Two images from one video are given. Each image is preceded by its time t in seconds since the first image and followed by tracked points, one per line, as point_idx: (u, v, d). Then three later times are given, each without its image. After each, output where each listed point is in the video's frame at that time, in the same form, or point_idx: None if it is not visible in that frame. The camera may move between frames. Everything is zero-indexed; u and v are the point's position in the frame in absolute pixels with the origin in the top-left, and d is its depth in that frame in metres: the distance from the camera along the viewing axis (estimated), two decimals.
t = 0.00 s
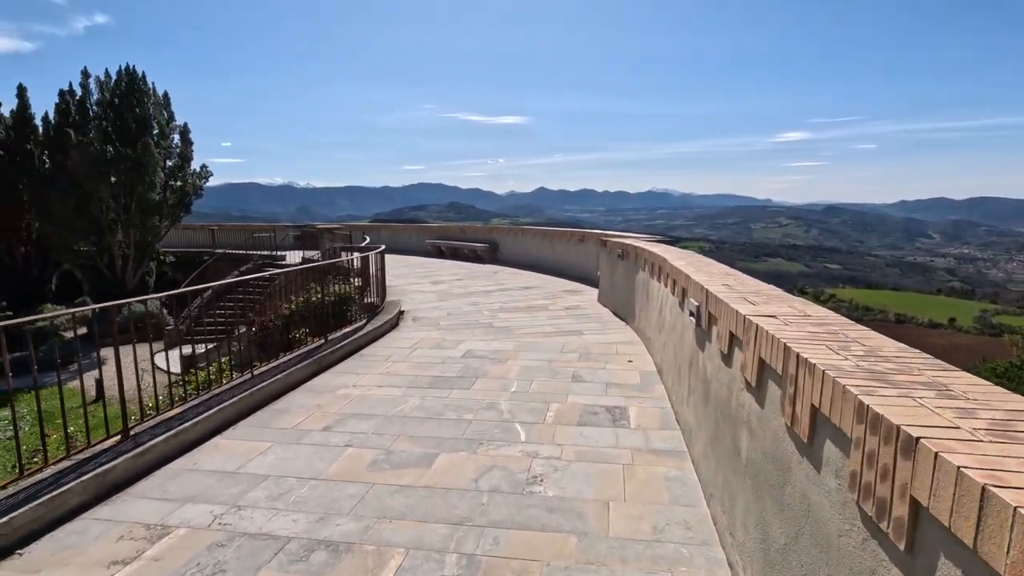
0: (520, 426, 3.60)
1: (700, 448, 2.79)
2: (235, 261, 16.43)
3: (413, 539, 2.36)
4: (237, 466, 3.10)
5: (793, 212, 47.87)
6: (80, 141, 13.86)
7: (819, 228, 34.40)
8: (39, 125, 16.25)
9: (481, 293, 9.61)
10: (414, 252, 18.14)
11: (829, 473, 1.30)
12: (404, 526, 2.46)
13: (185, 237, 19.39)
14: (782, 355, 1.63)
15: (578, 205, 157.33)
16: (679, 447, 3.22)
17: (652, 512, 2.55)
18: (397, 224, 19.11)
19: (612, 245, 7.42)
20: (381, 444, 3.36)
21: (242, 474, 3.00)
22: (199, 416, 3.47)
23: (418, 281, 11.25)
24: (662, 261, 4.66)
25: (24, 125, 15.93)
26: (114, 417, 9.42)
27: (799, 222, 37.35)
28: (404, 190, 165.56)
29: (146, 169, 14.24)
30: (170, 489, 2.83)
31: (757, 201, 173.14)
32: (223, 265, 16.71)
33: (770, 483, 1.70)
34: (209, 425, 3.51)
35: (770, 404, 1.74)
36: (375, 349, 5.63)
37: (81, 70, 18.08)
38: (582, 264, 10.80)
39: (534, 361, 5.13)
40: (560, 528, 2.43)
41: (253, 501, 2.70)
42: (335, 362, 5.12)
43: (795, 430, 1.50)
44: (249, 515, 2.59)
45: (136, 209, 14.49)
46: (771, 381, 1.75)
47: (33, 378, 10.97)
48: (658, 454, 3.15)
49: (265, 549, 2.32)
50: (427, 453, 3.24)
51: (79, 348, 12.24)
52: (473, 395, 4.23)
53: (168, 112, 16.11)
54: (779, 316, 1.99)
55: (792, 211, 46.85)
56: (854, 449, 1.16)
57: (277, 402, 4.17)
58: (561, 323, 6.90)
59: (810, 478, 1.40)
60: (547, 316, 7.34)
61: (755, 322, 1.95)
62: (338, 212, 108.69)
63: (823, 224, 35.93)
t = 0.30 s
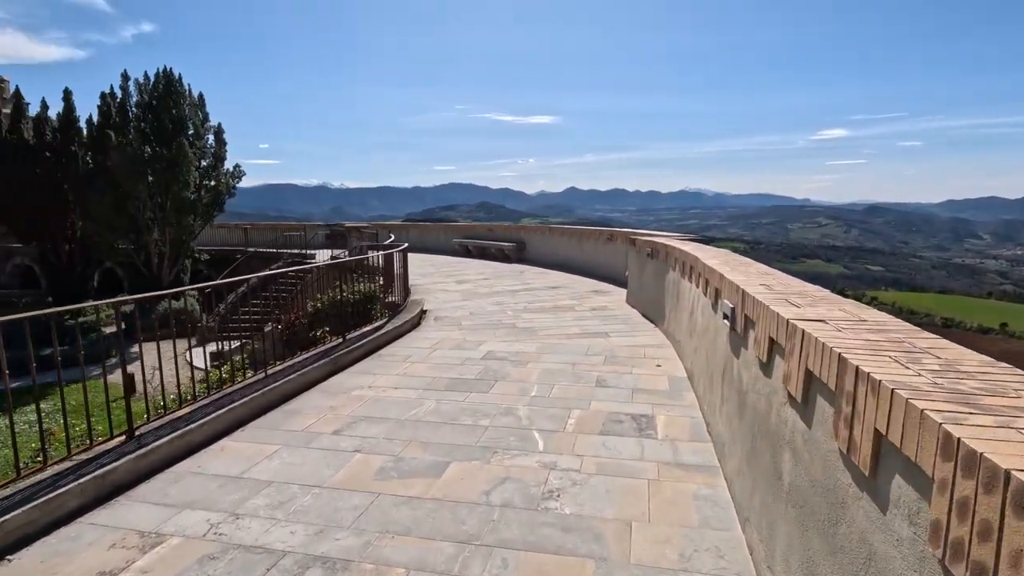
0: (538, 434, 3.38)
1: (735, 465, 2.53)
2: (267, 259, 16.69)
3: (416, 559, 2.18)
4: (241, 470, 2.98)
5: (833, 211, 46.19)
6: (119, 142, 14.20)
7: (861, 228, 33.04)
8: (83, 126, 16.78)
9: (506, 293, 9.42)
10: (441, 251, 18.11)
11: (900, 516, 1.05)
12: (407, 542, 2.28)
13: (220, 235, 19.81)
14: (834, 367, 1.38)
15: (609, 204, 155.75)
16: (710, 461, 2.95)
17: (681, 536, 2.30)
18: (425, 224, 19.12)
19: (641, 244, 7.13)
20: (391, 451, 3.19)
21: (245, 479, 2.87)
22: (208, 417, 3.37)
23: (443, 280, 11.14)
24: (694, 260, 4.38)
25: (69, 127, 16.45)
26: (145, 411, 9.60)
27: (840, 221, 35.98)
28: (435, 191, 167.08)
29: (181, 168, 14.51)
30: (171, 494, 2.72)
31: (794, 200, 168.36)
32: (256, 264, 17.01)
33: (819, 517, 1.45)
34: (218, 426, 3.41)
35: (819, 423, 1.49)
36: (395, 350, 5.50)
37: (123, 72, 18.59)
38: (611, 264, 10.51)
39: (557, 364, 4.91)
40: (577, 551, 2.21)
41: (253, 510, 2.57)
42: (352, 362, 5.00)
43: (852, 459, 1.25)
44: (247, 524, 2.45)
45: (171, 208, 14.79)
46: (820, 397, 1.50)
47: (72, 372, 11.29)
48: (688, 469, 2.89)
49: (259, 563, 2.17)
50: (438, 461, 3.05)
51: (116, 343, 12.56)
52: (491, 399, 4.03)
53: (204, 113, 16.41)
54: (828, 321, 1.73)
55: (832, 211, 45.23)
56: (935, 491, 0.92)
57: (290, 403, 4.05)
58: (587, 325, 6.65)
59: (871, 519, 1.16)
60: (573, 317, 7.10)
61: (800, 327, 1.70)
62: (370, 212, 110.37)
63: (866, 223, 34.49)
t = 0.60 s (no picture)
0: (549, 450, 3.17)
1: (763, 495, 2.28)
2: (292, 260, 16.87)
3: None
4: (235, 484, 2.85)
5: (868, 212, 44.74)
6: (149, 145, 14.49)
7: (898, 230, 31.82)
8: (116, 130, 17.22)
9: (526, 296, 9.23)
10: (464, 252, 18.04)
11: None
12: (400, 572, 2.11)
13: (247, 237, 20.13)
14: (881, 399, 1.15)
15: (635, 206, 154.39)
16: (735, 487, 2.69)
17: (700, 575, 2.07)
18: (448, 225, 19.09)
19: (665, 247, 6.86)
20: (393, 465, 3.03)
21: (238, 494, 2.74)
22: (206, 425, 3.26)
23: (464, 283, 11.02)
24: (720, 264, 4.11)
25: (103, 130, 16.90)
26: (168, 411, 9.69)
27: (876, 223, 34.73)
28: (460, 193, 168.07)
29: (208, 170, 14.73)
30: (159, 508, 2.60)
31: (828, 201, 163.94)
32: (281, 265, 17.22)
33: None
34: (217, 435, 3.29)
35: (862, 465, 1.26)
36: (407, 355, 5.36)
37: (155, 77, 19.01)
38: (634, 267, 10.23)
39: (573, 372, 4.69)
40: None
41: (241, 529, 2.43)
42: (362, 368, 4.87)
43: (907, 519, 1.02)
44: (234, 545, 2.31)
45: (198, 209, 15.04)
46: (863, 433, 1.27)
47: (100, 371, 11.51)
48: (710, 494, 2.64)
49: None
50: (441, 478, 2.87)
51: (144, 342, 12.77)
52: (501, 410, 3.84)
53: (231, 116, 16.64)
54: (874, 340, 1.48)
55: (868, 212, 43.75)
56: None
57: (294, 411, 3.92)
58: (607, 330, 6.41)
59: None
60: (593, 323, 6.87)
61: (838, 347, 1.47)
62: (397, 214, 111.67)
63: (903, 225, 33.23)
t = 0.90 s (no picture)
0: (563, 464, 2.98)
1: (797, 523, 2.06)
2: (313, 260, 16.97)
3: None
4: (233, 495, 2.73)
5: (900, 211, 43.34)
6: (174, 146, 14.71)
7: (932, 230, 30.73)
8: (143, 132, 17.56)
9: (544, 297, 9.05)
10: (483, 252, 17.94)
11: None
12: None
13: (270, 236, 20.34)
14: (953, 436, 0.94)
15: (658, 205, 152.78)
16: (764, 511, 2.47)
17: None
18: (468, 225, 19.00)
19: (689, 248, 6.60)
20: (398, 477, 2.87)
21: (234, 506, 2.61)
22: (207, 431, 3.15)
23: (482, 283, 10.89)
24: (748, 266, 3.86)
25: (131, 132, 17.23)
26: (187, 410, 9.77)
27: (909, 223, 33.59)
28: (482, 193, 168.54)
29: (230, 171, 14.88)
30: (152, 520, 2.49)
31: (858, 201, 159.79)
32: (302, 264, 17.34)
33: None
34: (218, 441, 3.18)
35: (927, 511, 1.04)
36: (420, 358, 5.22)
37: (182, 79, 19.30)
38: (656, 267, 9.97)
39: (590, 378, 4.49)
40: None
41: (233, 546, 2.30)
42: (373, 371, 4.74)
43: None
44: (223, 564, 2.17)
45: (221, 209, 15.21)
46: (928, 472, 1.06)
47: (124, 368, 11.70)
48: (737, 518, 2.42)
49: None
50: (447, 493, 2.71)
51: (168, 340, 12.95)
52: (514, 418, 3.66)
53: (254, 116, 16.81)
54: (936, 358, 1.26)
55: (900, 211, 42.41)
56: None
57: (301, 416, 3.80)
58: (628, 333, 6.19)
59: None
60: (613, 325, 6.65)
61: (892, 365, 1.25)
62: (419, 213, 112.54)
63: (938, 224, 32.08)
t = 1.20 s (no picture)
0: (580, 481, 2.74)
1: (849, 562, 1.79)
2: (331, 259, 16.97)
3: None
4: (225, 509, 2.55)
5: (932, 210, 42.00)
6: (195, 145, 14.80)
7: (967, 230, 29.59)
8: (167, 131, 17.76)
9: (563, 297, 8.80)
10: (502, 251, 17.74)
11: None
12: None
13: (290, 235, 20.44)
14: None
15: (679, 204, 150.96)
16: (806, 541, 2.20)
17: None
18: (486, 223, 18.83)
19: (715, 246, 6.29)
20: (401, 493, 2.66)
21: (226, 523, 2.43)
22: (203, 439, 2.98)
23: (499, 282, 10.68)
24: (783, 266, 3.56)
25: (155, 132, 17.41)
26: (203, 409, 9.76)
27: (942, 222, 32.40)
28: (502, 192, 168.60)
29: (249, 169, 14.90)
30: (138, 537, 2.32)
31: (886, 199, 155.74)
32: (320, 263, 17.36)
33: None
34: (215, 450, 3.01)
35: None
36: (433, 361, 5.02)
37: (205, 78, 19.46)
38: (679, 267, 9.65)
39: (611, 385, 4.23)
40: None
41: (219, 569, 2.11)
42: (383, 375, 4.55)
43: None
44: None
45: (241, 208, 15.26)
46: None
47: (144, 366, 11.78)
48: (776, 549, 2.15)
49: None
50: (453, 512, 2.49)
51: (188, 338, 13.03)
52: (529, 428, 3.43)
53: (273, 115, 16.85)
54: None
55: (931, 210, 41.08)
56: None
57: (304, 422, 3.62)
58: (650, 336, 5.91)
59: None
60: (634, 327, 6.38)
61: (998, 394, 0.99)
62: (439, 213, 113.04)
63: (974, 223, 30.87)
